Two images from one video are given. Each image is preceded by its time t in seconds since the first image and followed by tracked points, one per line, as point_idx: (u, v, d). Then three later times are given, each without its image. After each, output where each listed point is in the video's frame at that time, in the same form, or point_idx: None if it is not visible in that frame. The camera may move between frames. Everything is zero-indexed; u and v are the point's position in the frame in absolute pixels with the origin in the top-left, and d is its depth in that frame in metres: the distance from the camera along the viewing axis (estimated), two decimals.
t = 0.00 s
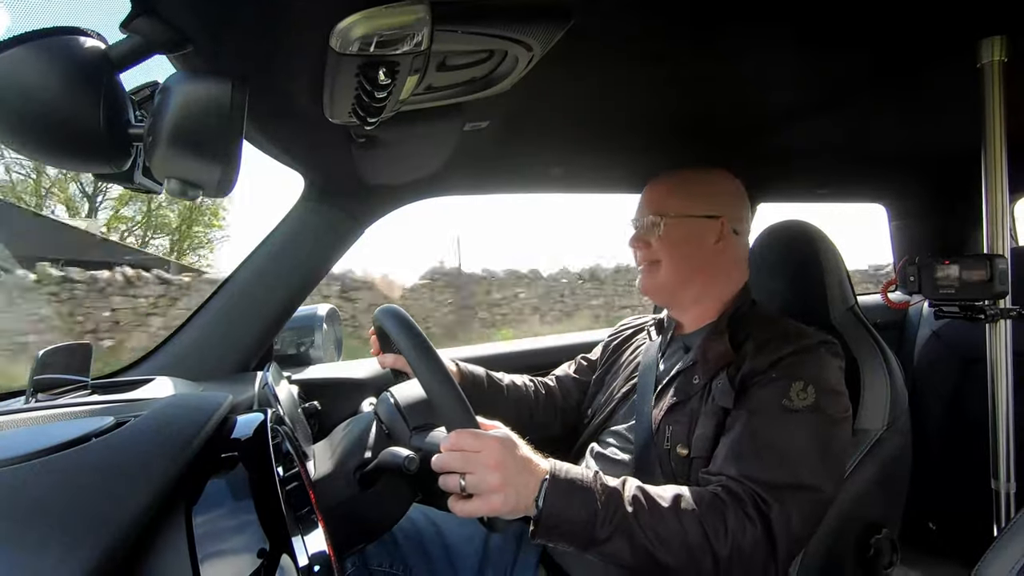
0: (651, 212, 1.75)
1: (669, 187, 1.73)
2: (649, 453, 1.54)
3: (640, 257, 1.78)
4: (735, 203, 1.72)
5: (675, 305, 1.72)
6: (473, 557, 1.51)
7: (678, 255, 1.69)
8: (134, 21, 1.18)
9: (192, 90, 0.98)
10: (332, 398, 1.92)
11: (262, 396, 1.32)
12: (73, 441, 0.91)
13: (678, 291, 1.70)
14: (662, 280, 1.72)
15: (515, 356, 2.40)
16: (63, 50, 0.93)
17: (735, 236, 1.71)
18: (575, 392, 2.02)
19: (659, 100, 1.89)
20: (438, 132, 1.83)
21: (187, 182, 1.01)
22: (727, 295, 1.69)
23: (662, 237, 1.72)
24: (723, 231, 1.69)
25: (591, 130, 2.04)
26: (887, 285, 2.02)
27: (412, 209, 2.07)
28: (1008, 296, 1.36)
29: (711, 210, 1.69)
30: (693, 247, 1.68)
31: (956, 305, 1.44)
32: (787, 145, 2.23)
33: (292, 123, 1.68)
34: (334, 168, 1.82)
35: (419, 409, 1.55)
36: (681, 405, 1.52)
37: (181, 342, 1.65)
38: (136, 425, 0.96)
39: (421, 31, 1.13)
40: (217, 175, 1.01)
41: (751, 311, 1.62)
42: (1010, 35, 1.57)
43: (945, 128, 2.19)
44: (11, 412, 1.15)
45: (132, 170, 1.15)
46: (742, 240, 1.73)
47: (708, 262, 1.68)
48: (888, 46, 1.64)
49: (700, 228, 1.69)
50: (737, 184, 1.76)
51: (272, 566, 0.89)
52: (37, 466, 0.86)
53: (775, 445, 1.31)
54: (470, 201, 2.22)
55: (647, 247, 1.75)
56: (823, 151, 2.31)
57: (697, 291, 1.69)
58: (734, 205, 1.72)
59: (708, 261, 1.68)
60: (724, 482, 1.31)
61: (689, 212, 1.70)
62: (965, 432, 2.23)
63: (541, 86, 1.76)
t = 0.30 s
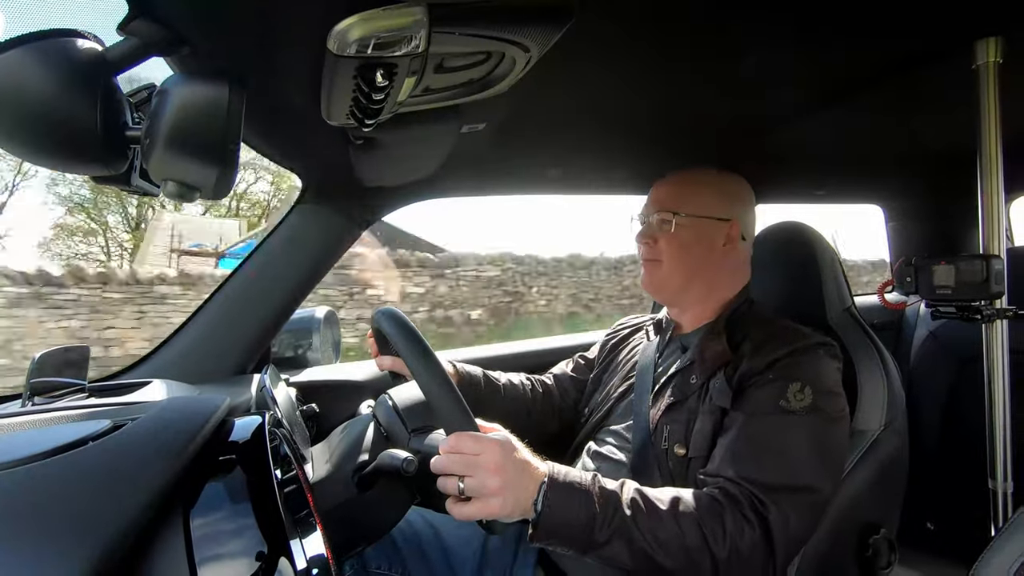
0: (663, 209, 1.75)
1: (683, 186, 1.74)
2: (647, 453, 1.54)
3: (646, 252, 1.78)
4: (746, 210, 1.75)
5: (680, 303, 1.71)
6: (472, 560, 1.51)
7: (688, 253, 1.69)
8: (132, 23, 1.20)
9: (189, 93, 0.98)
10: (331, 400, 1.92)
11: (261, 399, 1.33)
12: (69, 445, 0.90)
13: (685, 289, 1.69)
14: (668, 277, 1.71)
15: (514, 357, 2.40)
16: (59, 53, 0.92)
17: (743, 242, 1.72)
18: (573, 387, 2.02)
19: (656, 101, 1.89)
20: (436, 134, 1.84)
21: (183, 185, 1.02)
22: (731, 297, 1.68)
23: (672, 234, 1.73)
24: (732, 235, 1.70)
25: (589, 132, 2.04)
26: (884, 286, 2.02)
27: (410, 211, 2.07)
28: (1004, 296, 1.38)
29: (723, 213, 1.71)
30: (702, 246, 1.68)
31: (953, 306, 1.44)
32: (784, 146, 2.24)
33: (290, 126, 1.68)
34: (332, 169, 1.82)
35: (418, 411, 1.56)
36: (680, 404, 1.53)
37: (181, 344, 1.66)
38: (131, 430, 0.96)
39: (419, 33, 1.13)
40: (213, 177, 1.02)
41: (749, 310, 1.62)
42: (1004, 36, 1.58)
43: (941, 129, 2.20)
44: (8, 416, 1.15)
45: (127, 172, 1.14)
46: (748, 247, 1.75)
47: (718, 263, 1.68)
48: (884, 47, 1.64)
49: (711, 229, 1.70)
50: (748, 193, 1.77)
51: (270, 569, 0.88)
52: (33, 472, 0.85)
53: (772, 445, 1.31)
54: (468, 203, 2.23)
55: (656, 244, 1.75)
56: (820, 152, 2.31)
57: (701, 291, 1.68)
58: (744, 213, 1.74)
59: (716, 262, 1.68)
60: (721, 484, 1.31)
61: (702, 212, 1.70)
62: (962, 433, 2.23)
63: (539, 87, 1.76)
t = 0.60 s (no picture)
0: (658, 211, 1.75)
1: (678, 188, 1.74)
2: (642, 456, 1.54)
3: (640, 254, 1.77)
4: (739, 213, 1.76)
5: (674, 305, 1.71)
6: (468, 558, 1.51)
7: (683, 256, 1.69)
8: (132, 16, 1.18)
9: (190, 88, 0.98)
10: (328, 397, 1.92)
11: (258, 394, 1.32)
12: (67, 437, 0.91)
13: (680, 291, 1.69)
14: (664, 279, 1.72)
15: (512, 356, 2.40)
16: (60, 45, 0.93)
17: (736, 245, 1.73)
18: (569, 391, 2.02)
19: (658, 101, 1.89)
20: (437, 132, 1.83)
21: (184, 179, 1.00)
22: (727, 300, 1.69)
23: (667, 237, 1.73)
24: (726, 238, 1.71)
25: (589, 131, 2.04)
26: (883, 289, 2.02)
27: (410, 209, 2.07)
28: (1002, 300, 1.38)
29: (718, 216, 1.71)
30: (697, 249, 1.69)
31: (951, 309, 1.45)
32: (784, 148, 2.24)
33: (291, 121, 1.68)
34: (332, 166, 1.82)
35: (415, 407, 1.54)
36: (675, 408, 1.52)
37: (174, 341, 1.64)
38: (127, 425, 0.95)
39: (420, 30, 1.12)
40: (212, 172, 1.01)
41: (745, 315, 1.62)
42: (1006, 40, 1.58)
43: (941, 133, 2.20)
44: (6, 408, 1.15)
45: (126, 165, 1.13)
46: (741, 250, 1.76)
47: (712, 266, 1.69)
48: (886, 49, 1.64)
49: (705, 231, 1.70)
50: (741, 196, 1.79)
51: (266, 565, 0.87)
52: (29, 464, 0.85)
53: (767, 450, 1.31)
54: (468, 201, 2.23)
55: (651, 246, 1.75)
56: (820, 155, 2.31)
57: (697, 293, 1.69)
58: (738, 215, 1.75)
59: (711, 265, 1.69)
60: (716, 487, 1.31)
61: (698, 214, 1.71)
62: (958, 437, 2.24)
63: (540, 86, 1.76)
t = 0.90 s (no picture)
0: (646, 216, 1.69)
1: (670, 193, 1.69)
2: (636, 464, 1.54)
3: (631, 260, 1.72)
4: (734, 213, 1.68)
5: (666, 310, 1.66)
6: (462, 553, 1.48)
7: (674, 261, 1.63)
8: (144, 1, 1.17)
9: (199, 74, 0.98)
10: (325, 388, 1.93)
11: (254, 383, 1.30)
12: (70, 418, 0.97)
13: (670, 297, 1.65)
14: (656, 285, 1.66)
15: (511, 354, 2.40)
16: (70, 31, 0.93)
17: (731, 246, 1.66)
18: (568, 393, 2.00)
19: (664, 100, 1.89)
20: (443, 125, 1.79)
21: (189, 163, 1.01)
22: (722, 304, 1.63)
23: (657, 241, 1.66)
24: (718, 240, 1.64)
25: (595, 129, 2.04)
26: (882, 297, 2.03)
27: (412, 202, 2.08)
28: (1003, 313, 1.37)
29: (710, 218, 1.64)
30: (688, 254, 1.63)
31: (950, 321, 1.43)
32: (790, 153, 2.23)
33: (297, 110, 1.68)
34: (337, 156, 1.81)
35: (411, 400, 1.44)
36: (670, 414, 1.53)
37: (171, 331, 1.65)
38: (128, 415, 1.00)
39: (431, 23, 1.12)
40: (219, 157, 1.02)
41: (742, 318, 1.62)
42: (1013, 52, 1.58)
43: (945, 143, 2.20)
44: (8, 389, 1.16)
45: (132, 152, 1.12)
46: (737, 249, 1.68)
47: (702, 271, 1.63)
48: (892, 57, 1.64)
49: (696, 235, 1.63)
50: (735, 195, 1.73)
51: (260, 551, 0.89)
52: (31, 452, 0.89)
53: (763, 458, 1.32)
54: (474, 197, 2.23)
55: (639, 251, 1.69)
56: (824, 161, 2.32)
57: (690, 299, 1.64)
58: (733, 215, 1.68)
59: (703, 269, 1.63)
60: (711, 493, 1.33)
61: (686, 219, 1.65)
62: (956, 449, 2.24)
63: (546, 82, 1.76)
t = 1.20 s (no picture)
0: (668, 212, 1.73)
1: (689, 189, 1.72)
2: (659, 451, 1.51)
3: (649, 255, 1.75)
4: (754, 214, 1.74)
5: (685, 304, 1.69)
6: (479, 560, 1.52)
7: (694, 256, 1.67)
8: (153, 14, 1.17)
9: (207, 82, 0.99)
10: (340, 392, 1.96)
11: (272, 388, 1.32)
12: (89, 427, 0.93)
13: (691, 291, 1.68)
14: (674, 279, 1.68)
15: (523, 355, 2.40)
16: (83, 46, 0.95)
17: (751, 246, 1.71)
18: (582, 399, 1.99)
19: (670, 101, 1.89)
20: (450, 130, 1.84)
21: (202, 175, 1.03)
22: (739, 298, 1.67)
23: (678, 239, 1.70)
24: (740, 239, 1.69)
25: (601, 130, 2.04)
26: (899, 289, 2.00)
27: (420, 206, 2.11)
28: None
29: (731, 217, 1.69)
30: (709, 250, 1.67)
31: (974, 312, 1.43)
32: (799, 144, 2.22)
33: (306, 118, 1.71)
34: (346, 159, 1.87)
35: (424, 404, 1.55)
36: (695, 404, 1.48)
37: (191, 335, 1.75)
38: (143, 417, 0.96)
39: (435, 26, 1.11)
40: (232, 168, 1.04)
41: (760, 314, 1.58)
42: None
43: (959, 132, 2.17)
44: (27, 399, 1.17)
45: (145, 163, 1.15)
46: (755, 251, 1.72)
47: (724, 267, 1.67)
48: (903, 52, 1.62)
49: (718, 232, 1.68)
50: (754, 195, 1.77)
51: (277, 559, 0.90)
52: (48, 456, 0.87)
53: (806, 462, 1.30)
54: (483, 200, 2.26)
55: (660, 246, 1.73)
56: (835, 153, 2.30)
57: (710, 292, 1.67)
58: (751, 216, 1.73)
59: (721, 266, 1.67)
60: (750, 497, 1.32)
61: (710, 215, 1.69)
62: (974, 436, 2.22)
63: (553, 86, 1.76)
